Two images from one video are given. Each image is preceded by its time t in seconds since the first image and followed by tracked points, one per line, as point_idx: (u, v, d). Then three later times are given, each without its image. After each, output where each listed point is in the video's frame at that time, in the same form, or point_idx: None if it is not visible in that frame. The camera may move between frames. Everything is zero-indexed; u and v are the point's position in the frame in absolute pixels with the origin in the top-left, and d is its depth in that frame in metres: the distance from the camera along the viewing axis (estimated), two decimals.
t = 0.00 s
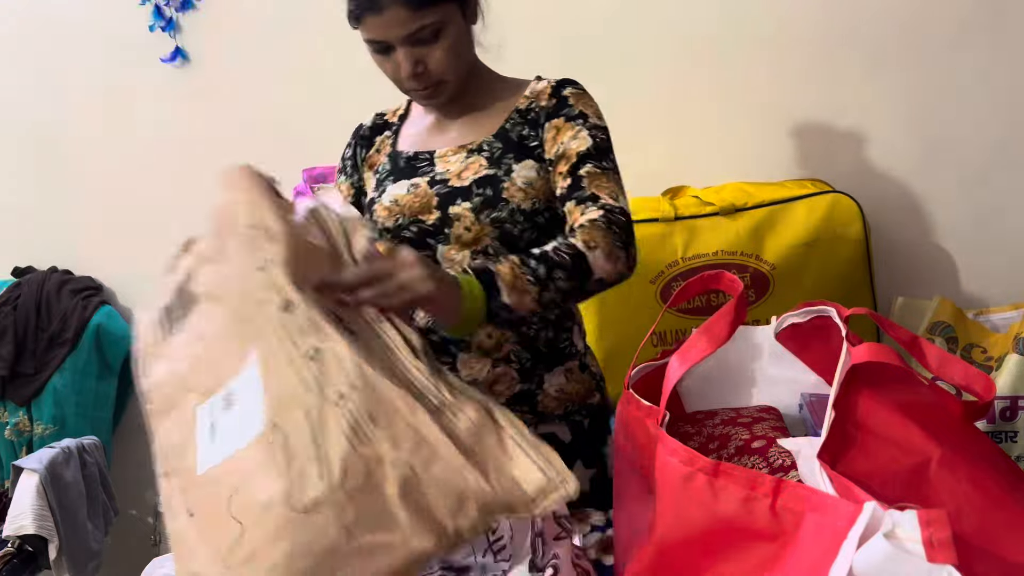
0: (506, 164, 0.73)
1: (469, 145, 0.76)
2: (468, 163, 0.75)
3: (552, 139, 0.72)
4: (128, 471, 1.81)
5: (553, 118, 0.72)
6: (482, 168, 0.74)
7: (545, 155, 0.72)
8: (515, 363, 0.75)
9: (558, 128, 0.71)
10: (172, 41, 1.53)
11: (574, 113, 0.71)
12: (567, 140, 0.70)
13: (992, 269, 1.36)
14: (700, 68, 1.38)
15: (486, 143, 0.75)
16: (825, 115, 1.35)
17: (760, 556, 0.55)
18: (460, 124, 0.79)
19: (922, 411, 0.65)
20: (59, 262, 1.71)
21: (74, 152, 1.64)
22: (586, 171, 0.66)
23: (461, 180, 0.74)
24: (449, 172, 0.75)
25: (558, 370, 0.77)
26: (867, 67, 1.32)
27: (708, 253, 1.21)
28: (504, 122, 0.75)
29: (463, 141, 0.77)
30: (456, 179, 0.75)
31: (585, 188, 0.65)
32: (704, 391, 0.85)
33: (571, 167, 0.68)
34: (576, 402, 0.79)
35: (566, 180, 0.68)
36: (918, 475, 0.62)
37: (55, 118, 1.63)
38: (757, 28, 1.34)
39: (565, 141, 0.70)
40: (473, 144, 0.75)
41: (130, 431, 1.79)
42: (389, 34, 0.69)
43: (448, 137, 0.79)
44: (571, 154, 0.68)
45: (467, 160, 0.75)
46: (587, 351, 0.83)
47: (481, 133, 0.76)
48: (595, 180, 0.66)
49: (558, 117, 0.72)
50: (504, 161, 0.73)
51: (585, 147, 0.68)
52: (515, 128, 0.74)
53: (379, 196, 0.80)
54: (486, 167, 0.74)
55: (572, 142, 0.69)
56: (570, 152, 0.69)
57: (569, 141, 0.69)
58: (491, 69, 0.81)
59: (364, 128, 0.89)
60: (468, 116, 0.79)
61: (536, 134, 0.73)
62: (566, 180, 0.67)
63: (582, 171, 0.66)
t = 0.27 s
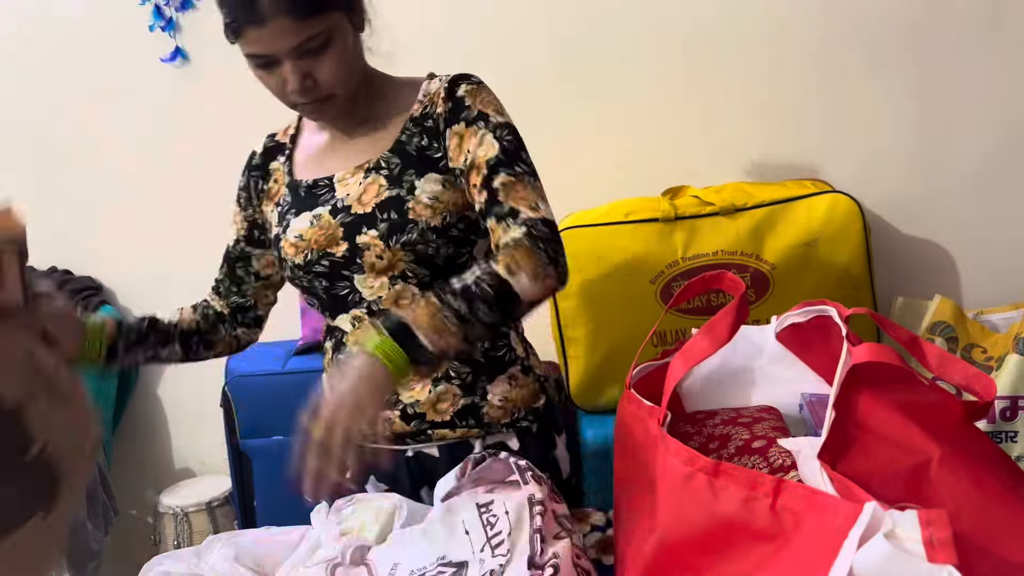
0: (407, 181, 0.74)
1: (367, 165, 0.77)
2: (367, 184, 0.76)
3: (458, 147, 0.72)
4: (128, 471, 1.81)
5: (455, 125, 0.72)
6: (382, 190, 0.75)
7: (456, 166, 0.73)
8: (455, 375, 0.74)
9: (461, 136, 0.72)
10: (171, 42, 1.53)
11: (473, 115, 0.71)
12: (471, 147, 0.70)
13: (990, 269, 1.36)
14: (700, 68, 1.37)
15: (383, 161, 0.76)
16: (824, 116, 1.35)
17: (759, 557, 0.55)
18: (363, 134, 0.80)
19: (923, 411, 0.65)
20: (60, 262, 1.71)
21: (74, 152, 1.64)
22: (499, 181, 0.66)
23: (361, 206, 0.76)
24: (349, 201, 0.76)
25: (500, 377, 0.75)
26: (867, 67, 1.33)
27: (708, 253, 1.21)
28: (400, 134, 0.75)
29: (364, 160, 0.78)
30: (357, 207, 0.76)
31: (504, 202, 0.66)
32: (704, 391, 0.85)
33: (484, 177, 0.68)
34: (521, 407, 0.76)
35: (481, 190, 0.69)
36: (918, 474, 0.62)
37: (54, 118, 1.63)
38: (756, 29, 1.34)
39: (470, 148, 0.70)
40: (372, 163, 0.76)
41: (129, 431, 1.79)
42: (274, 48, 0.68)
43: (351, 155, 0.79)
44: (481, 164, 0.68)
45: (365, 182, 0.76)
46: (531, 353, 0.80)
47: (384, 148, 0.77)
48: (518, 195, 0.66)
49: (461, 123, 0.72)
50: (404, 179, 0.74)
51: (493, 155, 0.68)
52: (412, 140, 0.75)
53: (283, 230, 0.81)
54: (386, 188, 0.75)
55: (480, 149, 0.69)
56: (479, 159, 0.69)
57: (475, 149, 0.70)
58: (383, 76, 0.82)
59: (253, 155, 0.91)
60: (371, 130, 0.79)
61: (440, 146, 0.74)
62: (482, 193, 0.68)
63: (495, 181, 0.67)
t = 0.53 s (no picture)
0: (452, 176, 0.75)
1: (404, 159, 0.76)
2: (407, 178, 0.75)
3: (510, 159, 0.77)
4: (128, 471, 1.81)
5: (507, 137, 0.77)
6: (426, 185, 0.74)
7: (506, 178, 0.77)
8: (480, 368, 0.77)
9: (515, 149, 0.77)
10: (172, 42, 1.53)
11: (522, 130, 0.77)
12: (524, 162, 0.77)
13: (991, 269, 1.37)
14: (700, 68, 1.38)
15: (423, 156, 0.75)
16: (824, 115, 1.36)
17: (765, 554, 0.55)
18: (378, 134, 0.79)
19: (925, 411, 0.65)
20: (59, 262, 1.71)
21: (74, 152, 1.64)
22: (558, 202, 0.77)
23: (407, 200, 0.74)
24: (391, 195, 0.75)
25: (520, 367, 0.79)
26: (867, 67, 1.33)
27: (709, 253, 1.21)
28: (436, 134, 0.76)
29: (390, 154, 0.77)
30: (402, 200, 0.74)
31: (564, 223, 0.77)
32: (704, 391, 0.85)
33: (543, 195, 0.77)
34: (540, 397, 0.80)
35: (539, 208, 0.77)
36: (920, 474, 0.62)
37: (54, 117, 1.63)
38: (756, 28, 1.34)
39: (524, 162, 0.77)
40: (410, 157, 0.75)
41: (129, 431, 1.79)
42: (308, 37, 0.69)
43: (368, 150, 0.78)
44: (539, 181, 0.77)
45: (405, 176, 0.75)
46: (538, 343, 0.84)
47: (414, 143, 0.76)
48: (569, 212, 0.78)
49: (513, 136, 0.77)
50: (448, 174, 0.75)
51: (550, 173, 0.77)
52: (450, 138, 0.76)
53: (310, 227, 0.76)
54: (430, 181, 0.74)
55: (535, 164, 0.77)
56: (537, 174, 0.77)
57: (529, 165, 0.76)
58: (397, 77, 0.82)
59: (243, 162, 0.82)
60: (389, 127, 0.79)
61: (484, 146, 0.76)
62: (541, 209, 0.77)
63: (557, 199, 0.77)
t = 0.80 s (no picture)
0: (487, 173, 0.76)
1: (442, 154, 0.77)
2: (444, 174, 0.77)
3: (536, 160, 0.77)
4: (128, 471, 1.81)
5: (537, 138, 0.77)
6: (461, 180, 0.76)
7: (531, 178, 0.77)
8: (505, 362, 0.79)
9: (541, 150, 0.77)
10: (172, 41, 1.53)
11: (554, 131, 0.77)
12: (548, 164, 0.76)
13: (990, 269, 1.37)
14: (700, 68, 1.38)
15: (461, 152, 0.77)
16: (824, 115, 1.36)
17: (765, 555, 0.55)
18: (418, 127, 0.81)
19: (925, 412, 0.65)
20: (59, 262, 1.71)
21: (74, 152, 1.64)
22: (575, 209, 0.75)
23: (441, 195, 0.76)
24: (426, 189, 0.77)
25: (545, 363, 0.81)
26: (866, 67, 1.33)
27: (709, 253, 1.21)
28: (475, 130, 0.78)
29: (432, 148, 0.79)
30: (435, 195, 0.76)
31: (575, 232, 0.76)
32: (704, 391, 0.85)
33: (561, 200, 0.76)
34: (567, 395, 0.83)
35: (555, 213, 0.77)
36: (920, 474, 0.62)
37: (54, 118, 1.63)
38: (756, 28, 1.34)
39: (550, 166, 0.76)
40: (448, 153, 0.77)
41: (129, 430, 1.79)
42: (359, 27, 0.70)
43: (410, 143, 0.80)
44: (558, 186, 0.76)
45: (442, 171, 0.77)
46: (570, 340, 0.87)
47: (455, 139, 0.78)
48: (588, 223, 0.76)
49: (542, 136, 0.77)
50: (483, 170, 0.76)
51: (572, 180, 0.75)
52: (488, 134, 0.77)
53: (347, 216, 0.79)
54: (465, 177, 0.76)
55: (557, 168, 0.76)
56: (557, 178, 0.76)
57: (552, 168, 0.76)
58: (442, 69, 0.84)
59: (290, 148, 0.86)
60: (432, 121, 0.81)
61: (518, 144, 0.77)
62: (556, 214, 0.76)
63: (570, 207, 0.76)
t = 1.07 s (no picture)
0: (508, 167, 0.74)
1: (460, 147, 0.75)
2: (462, 167, 0.74)
3: (565, 147, 0.78)
4: (128, 471, 1.81)
5: (563, 125, 0.79)
6: (482, 173, 0.74)
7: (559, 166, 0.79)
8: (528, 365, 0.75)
9: (569, 137, 0.79)
10: (172, 42, 1.53)
11: (575, 120, 0.79)
12: (579, 149, 0.79)
13: (990, 269, 1.37)
14: (700, 67, 1.37)
15: (479, 146, 0.74)
16: (823, 115, 1.36)
17: (764, 555, 0.55)
18: (433, 131, 0.77)
19: (925, 412, 0.65)
20: (59, 262, 1.71)
21: (74, 152, 1.64)
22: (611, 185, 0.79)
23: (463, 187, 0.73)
24: (447, 181, 0.74)
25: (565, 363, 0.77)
26: (866, 67, 1.33)
27: (709, 253, 1.21)
28: (492, 124, 0.76)
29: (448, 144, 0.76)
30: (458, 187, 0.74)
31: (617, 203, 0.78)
32: (704, 390, 0.85)
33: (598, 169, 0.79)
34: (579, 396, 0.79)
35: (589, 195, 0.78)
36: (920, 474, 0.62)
37: (54, 118, 1.63)
38: (756, 28, 1.34)
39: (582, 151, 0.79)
40: (467, 145, 0.74)
41: (129, 431, 1.79)
42: (373, 36, 0.68)
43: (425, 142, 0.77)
44: (593, 165, 0.79)
45: (461, 163, 0.74)
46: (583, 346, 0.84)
47: (471, 134, 0.76)
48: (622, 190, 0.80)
49: (568, 124, 0.79)
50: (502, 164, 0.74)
51: (603, 159, 0.79)
52: (506, 128, 0.75)
53: (364, 207, 0.75)
54: (486, 171, 0.74)
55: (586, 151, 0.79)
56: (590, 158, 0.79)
57: (584, 151, 0.79)
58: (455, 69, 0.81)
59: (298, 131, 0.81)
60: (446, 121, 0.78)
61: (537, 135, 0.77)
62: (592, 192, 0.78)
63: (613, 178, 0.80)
